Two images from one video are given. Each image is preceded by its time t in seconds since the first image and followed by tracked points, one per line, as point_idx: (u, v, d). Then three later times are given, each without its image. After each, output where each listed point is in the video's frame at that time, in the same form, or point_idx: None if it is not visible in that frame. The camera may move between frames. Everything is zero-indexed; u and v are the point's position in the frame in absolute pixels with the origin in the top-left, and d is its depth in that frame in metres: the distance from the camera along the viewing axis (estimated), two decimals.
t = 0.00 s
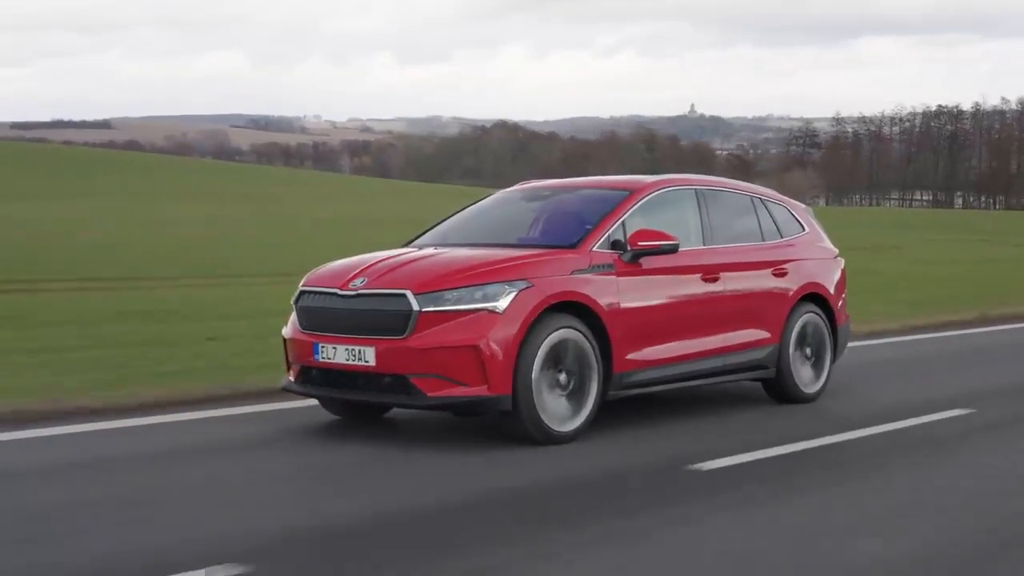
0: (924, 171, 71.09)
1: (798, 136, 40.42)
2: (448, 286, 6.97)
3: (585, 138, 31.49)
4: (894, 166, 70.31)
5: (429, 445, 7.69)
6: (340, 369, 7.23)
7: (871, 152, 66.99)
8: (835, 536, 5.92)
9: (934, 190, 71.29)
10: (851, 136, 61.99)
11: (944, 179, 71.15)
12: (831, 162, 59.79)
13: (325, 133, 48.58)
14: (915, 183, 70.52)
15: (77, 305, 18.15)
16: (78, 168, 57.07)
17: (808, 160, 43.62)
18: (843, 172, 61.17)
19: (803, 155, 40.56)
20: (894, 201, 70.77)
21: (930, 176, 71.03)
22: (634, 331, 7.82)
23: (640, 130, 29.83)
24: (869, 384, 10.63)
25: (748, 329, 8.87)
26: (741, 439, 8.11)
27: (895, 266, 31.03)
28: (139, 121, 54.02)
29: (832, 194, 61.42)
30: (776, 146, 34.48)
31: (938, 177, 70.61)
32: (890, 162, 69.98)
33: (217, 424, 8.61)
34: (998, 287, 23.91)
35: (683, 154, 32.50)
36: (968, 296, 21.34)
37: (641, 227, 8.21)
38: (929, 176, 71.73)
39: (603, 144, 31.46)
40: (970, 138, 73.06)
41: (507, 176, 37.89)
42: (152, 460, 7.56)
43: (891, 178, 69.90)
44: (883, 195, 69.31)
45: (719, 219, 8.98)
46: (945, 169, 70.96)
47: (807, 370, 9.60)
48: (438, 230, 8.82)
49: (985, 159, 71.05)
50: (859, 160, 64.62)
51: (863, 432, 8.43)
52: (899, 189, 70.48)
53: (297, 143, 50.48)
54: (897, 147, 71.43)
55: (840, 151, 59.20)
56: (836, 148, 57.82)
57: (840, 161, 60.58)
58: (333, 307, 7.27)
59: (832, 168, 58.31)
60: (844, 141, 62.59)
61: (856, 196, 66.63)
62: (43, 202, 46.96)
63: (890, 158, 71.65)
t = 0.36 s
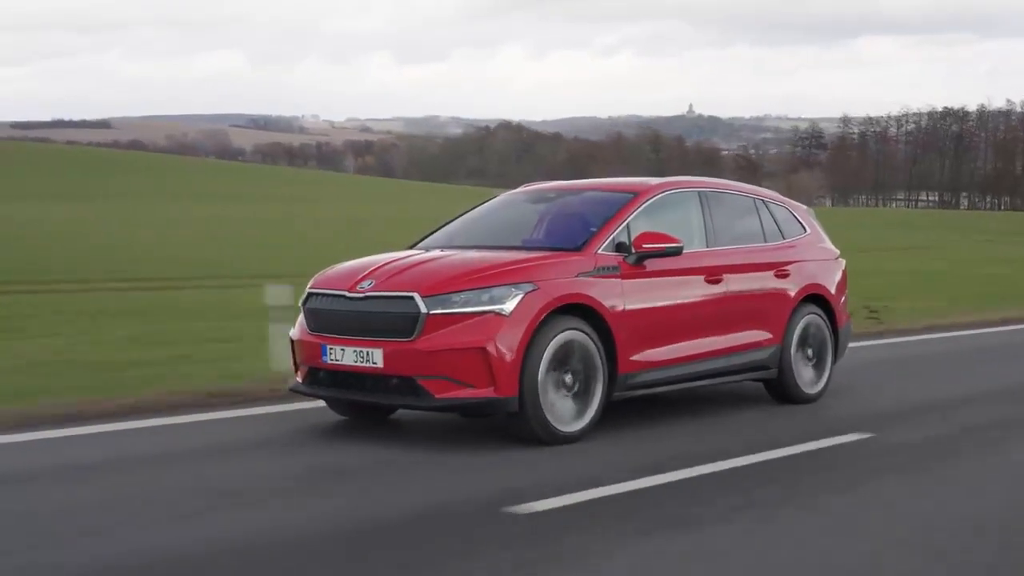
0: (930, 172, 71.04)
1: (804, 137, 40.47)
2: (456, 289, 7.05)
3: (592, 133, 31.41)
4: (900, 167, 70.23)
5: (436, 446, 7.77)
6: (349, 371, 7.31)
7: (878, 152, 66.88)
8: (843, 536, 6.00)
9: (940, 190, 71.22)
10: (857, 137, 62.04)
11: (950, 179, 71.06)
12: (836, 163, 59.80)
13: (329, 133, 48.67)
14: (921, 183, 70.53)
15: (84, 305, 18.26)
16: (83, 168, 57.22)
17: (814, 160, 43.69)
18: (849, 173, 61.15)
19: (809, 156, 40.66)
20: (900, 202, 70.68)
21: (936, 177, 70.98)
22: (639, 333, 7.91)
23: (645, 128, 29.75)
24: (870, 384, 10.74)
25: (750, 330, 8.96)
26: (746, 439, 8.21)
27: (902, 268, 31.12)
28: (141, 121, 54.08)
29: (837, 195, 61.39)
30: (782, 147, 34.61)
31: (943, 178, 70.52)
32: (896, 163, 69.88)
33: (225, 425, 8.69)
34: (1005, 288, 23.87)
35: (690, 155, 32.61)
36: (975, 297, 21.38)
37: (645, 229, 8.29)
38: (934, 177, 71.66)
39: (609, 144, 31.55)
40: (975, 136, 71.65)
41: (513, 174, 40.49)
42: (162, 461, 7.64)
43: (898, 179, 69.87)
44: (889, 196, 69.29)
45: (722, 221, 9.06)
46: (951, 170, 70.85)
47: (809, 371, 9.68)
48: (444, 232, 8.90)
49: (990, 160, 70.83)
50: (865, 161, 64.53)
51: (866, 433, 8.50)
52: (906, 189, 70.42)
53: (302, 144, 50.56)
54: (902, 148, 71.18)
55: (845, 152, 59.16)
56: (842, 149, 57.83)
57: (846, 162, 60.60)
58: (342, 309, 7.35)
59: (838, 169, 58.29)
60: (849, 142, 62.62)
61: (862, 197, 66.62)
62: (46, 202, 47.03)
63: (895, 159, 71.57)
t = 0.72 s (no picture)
0: (930, 173, 70.82)
1: (806, 139, 40.32)
2: (456, 291, 7.10)
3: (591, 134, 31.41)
4: (901, 168, 69.89)
5: (435, 447, 7.83)
6: (349, 373, 7.36)
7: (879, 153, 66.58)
8: (841, 536, 6.06)
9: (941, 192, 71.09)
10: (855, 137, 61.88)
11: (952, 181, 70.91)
12: (836, 165, 59.71)
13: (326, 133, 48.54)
14: (922, 185, 70.37)
15: (82, 306, 18.28)
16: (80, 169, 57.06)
17: (814, 162, 43.61)
18: (850, 174, 61.01)
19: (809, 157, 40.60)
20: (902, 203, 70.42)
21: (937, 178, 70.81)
22: (637, 334, 7.96)
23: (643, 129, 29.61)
24: (866, 385, 10.81)
25: (746, 332, 9.01)
26: (743, 440, 8.27)
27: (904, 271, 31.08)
28: (137, 122, 53.95)
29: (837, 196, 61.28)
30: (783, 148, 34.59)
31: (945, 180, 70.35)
32: (896, 164, 69.49)
33: (224, 426, 8.73)
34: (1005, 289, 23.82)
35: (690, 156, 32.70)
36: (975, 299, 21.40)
37: (643, 232, 8.34)
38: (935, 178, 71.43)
39: (609, 145, 31.44)
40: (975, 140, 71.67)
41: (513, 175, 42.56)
42: (164, 463, 7.68)
43: (898, 180, 69.55)
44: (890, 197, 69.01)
45: (719, 223, 9.12)
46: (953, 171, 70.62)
47: (805, 372, 9.75)
48: (442, 234, 8.94)
49: (991, 162, 70.65)
50: (866, 162, 64.66)
51: (864, 433, 8.56)
52: (906, 190, 70.17)
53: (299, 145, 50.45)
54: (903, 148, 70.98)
55: (846, 154, 59.02)
56: (843, 151, 57.75)
57: (846, 163, 60.44)
58: (342, 311, 7.39)
59: (838, 170, 58.21)
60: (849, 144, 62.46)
61: (862, 199, 66.43)
62: (43, 204, 46.89)
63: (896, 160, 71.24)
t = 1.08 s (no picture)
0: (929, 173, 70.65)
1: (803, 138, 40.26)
2: (454, 289, 7.13)
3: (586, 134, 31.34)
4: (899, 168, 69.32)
5: (432, 445, 7.85)
6: (347, 371, 7.38)
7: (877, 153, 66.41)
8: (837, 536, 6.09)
9: (939, 192, 70.98)
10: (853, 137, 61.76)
11: (950, 181, 70.78)
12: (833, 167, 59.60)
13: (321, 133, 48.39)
14: (920, 185, 70.22)
15: (78, 306, 18.30)
16: (76, 168, 56.85)
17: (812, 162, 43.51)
18: (848, 175, 60.86)
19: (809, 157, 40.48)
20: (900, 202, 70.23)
21: (935, 178, 70.62)
22: (633, 332, 8.01)
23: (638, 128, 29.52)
24: (861, 384, 10.85)
25: (742, 330, 9.06)
26: (739, 438, 8.31)
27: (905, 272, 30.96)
28: (133, 122, 53.73)
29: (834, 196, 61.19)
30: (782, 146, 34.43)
31: (943, 180, 70.17)
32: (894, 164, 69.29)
33: (222, 425, 8.75)
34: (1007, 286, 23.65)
35: (687, 154, 32.70)
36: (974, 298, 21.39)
37: (640, 231, 8.37)
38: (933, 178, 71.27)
39: (607, 144, 31.36)
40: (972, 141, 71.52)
41: (510, 176, 42.60)
42: (163, 461, 7.70)
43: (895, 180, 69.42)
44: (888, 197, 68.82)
45: (714, 222, 9.16)
46: (951, 172, 70.43)
47: (799, 370, 9.79)
48: (439, 234, 8.97)
49: (988, 162, 70.51)
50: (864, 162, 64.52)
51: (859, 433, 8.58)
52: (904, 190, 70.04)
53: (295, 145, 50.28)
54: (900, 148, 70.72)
55: (844, 154, 58.89)
56: (841, 152, 57.58)
57: (844, 163, 60.33)
58: (340, 310, 7.42)
59: (836, 171, 58.05)
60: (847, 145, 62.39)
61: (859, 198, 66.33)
62: (38, 204, 46.72)
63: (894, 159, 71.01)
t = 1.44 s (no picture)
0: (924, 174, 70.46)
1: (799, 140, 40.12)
2: (450, 288, 7.15)
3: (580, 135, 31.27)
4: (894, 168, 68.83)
5: (426, 444, 7.86)
6: (342, 369, 7.40)
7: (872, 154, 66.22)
8: (832, 535, 6.10)
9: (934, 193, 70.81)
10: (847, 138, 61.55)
11: (945, 182, 70.53)
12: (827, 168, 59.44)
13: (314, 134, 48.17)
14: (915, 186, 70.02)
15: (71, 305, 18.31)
16: (67, 167, 56.51)
17: (807, 163, 43.41)
18: (844, 177, 60.68)
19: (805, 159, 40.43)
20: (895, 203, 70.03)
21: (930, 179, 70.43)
22: (627, 331, 8.04)
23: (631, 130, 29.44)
24: (854, 383, 10.90)
25: (734, 329, 9.10)
26: (732, 437, 8.34)
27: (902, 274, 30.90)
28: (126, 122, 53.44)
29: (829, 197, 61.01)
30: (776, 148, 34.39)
31: (939, 181, 69.99)
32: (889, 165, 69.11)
33: (217, 424, 8.76)
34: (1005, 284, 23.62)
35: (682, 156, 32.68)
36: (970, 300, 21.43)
37: (633, 230, 8.40)
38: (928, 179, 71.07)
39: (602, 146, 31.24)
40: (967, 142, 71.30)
41: (506, 176, 42.43)
42: (158, 461, 7.70)
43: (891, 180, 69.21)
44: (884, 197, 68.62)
45: (706, 221, 9.19)
46: (946, 173, 70.27)
47: (791, 369, 9.83)
48: (433, 233, 8.99)
49: (983, 164, 70.35)
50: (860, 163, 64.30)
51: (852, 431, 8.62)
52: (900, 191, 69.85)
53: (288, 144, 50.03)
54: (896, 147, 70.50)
55: (839, 156, 58.76)
56: (836, 153, 57.44)
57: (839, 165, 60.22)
58: (335, 308, 7.43)
59: (831, 172, 57.88)
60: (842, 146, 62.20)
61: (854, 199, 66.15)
62: (29, 204, 46.47)
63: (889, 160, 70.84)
